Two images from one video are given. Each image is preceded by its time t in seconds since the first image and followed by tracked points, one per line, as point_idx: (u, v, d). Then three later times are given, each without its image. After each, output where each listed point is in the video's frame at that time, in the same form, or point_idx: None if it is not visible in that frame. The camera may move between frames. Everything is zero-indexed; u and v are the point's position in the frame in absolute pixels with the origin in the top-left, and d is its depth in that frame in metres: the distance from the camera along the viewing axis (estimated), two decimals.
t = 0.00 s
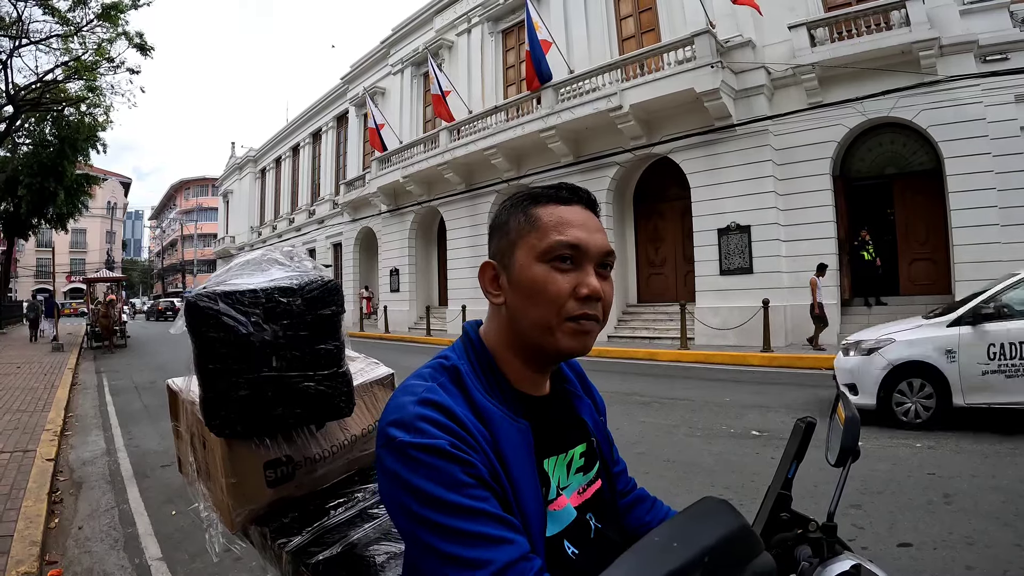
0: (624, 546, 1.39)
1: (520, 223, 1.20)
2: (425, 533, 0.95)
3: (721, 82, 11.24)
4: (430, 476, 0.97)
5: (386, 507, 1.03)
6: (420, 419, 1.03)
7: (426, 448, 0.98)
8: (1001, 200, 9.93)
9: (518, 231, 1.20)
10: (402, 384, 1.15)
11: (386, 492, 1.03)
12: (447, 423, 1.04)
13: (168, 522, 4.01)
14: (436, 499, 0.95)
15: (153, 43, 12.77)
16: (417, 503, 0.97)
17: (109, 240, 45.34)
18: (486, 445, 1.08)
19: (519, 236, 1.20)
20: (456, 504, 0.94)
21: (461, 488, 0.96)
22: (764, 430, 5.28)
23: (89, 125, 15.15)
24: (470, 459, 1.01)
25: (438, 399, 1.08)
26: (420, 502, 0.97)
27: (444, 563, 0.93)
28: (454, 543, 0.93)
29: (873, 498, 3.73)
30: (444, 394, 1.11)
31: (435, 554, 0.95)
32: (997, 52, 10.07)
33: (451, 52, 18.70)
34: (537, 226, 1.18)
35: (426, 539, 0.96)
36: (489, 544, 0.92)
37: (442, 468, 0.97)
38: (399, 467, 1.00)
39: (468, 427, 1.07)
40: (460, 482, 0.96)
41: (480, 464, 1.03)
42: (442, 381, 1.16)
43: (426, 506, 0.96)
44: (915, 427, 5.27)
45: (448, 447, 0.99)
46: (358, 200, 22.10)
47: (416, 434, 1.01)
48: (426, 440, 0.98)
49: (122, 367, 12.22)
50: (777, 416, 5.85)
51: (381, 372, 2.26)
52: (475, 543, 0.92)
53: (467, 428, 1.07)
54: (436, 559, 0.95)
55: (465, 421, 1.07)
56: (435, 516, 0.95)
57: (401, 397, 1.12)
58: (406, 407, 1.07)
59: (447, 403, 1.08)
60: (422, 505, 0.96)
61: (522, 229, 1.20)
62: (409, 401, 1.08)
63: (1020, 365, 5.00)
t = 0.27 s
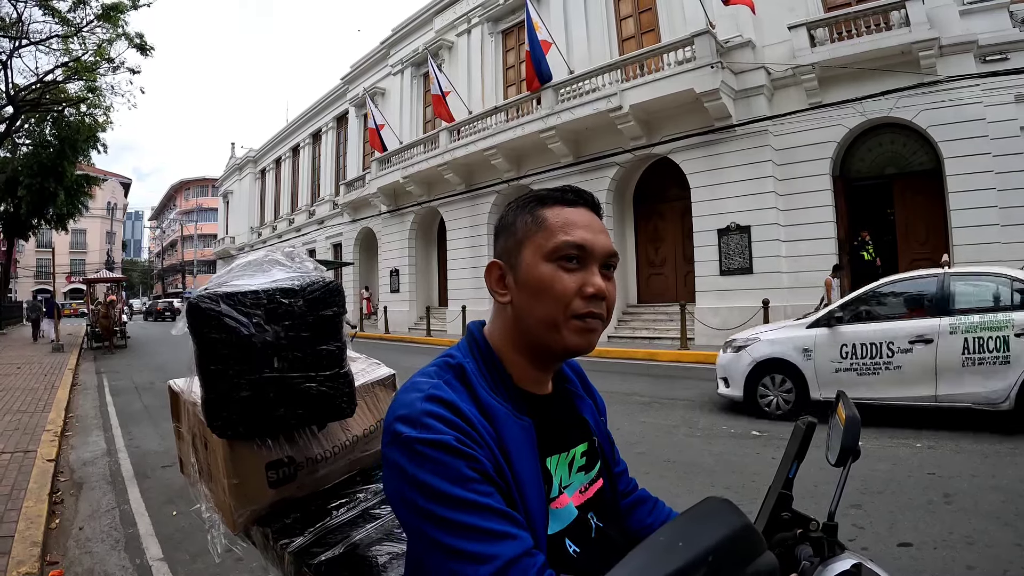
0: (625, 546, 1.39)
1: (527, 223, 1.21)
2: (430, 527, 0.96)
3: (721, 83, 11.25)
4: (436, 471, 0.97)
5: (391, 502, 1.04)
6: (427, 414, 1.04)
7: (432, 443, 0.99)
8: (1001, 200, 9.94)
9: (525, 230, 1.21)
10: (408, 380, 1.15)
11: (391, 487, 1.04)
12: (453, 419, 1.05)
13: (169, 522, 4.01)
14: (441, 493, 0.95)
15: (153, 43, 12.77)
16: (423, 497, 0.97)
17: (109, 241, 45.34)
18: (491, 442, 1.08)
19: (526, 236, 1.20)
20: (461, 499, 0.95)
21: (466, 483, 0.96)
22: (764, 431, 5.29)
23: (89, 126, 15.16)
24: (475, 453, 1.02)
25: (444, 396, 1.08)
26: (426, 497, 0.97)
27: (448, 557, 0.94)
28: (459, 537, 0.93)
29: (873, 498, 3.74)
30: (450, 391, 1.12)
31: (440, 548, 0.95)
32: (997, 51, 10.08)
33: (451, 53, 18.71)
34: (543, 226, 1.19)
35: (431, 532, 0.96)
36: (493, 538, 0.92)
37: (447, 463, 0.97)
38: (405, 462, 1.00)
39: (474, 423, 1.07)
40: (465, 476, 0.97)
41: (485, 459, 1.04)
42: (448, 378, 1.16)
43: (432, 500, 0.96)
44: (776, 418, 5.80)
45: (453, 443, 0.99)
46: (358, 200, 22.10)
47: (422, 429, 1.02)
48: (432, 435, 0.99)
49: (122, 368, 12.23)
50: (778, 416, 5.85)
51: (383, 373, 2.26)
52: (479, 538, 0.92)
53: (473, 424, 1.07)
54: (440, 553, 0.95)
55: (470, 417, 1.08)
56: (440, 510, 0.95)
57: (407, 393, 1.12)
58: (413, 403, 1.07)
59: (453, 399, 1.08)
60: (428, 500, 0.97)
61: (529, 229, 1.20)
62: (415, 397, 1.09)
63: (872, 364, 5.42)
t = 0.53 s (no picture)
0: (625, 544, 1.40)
1: (530, 226, 1.21)
2: (430, 526, 0.96)
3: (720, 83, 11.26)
4: (438, 472, 0.98)
5: (392, 502, 1.04)
6: (428, 415, 1.04)
7: (432, 444, 0.99)
8: (1000, 200, 9.94)
9: (528, 232, 1.21)
10: (409, 380, 1.16)
11: (392, 486, 1.04)
12: (453, 418, 1.05)
13: (169, 523, 4.01)
14: (443, 493, 0.96)
15: (153, 43, 12.79)
16: (424, 498, 0.98)
17: (109, 242, 45.34)
18: (492, 441, 1.09)
19: (529, 237, 1.20)
20: (461, 499, 0.95)
21: (466, 483, 0.97)
22: (763, 430, 5.29)
23: (90, 126, 15.18)
24: (475, 454, 1.02)
25: (444, 397, 1.09)
26: (426, 496, 0.98)
27: (449, 557, 0.94)
28: (459, 538, 0.94)
29: (872, 498, 3.74)
30: (451, 391, 1.12)
31: (440, 547, 0.95)
32: (996, 51, 10.09)
33: (451, 53, 18.72)
34: (548, 228, 1.19)
35: (431, 532, 0.97)
36: (494, 538, 0.93)
37: (448, 463, 0.98)
38: (406, 462, 1.01)
39: (474, 424, 1.08)
40: (465, 477, 0.97)
41: (485, 459, 1.04)
42: (448, 378, 1.16)
43: (433, 501, 0.97)
44: (639, 403, 6.84)
45: (454, 443, 1.00)
46: (358, 200, 22.10)
47: (423, 429, 1.02)
48: (433, 436, 0.99)
49: (122, 368, 12.24)
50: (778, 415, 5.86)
51: (383, 373, 2.27)
52: (480, 538, 0.93)
53: (473, 425, 1.08)
54: (440, 552, 0.95)
55: (470, 417, 1.08)
56: (440, 510, 0.96)
57: (407, 393, 1.12)
58: (414, 403, 1.08)
59: (453, 400, 1.09)
60: (428, 500, 0.97)
61: (532, 231, 1.20)
62: (415, 398, 1.09)
63: (715, 359, 6.33)
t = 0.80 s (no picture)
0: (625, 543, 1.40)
1: (526, 228, 1.22)
2: (430, 522, 0.96)
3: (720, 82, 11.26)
4: (438, 468, 0.98)
5: (393, 499, 1.05)
6: (428, 412, 1.04)
7: (433, 440, 0.99)
8: (999, 199, 9.94)
9: (524, 234, 1.22)
10: (410, 378, 1.16)
11: (393, 482, 1.04)
12: (455, 415, 1.05)
13: (169, 523, 4.01)
14: (443, 490, 0.96)
15: (153, 43, 12.79)
16: (424, 493, 0.98)
17: (109, 241, 45.33)
18: (493, 438, 1.09)
19: (523, 239, 1.21)
20: (461, 495, 0.95)
21: (467, 480, 0.97)
22: (763, 430, 5.30)
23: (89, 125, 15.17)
24: (476, 451, 1.02)
25: (446, 394, 1.09)
26: (426, 492, 0.98)
27: (449, 552, 0.94)
28: (459, 534, 0.94)
29: (873, 497, 3.74)
30: (452, 389, 1.13)
31: (440, 543, 0.95)
32: (996, 51, 10.10)
33: (450, 52, 18.72)
34: (540, 230, 1.19)
35: (431, 528, 0.97)
36: (494, 534, 0.93)
37: (449, 460, 0.98)
38: (407, 458, 1.01)
39: (475, 420, 1.08)
40: (466, 473, 0.97)
41: (486, 456, 1.04)
42: (450, 376, 1.16)
43: (433, 497, 0.97)
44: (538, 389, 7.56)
45: (456, 439, 1.00)
46: (357, 200, 22.08)
47: (424, 426, 1.02)
48: (434, 432, 1.00)
49: (122, 368, 12.24)
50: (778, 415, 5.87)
51: (383, 372, 2.27)
52: (480, 534, 0.93)
53: (474, 422, 1.08)
54: (440, 548, 0.95)
55: (472, 415, 1.08)
56: (440, 505, 0.96)
57: (409, 390, 1.13)
58: (415, 400, 1.08)
59: (455, 397, 1.09)
60: (428, 495, 0.97)
61: (526, 233, 1.21)
62: (417, 395, 1.09)
63: (603, 353, 7.03)
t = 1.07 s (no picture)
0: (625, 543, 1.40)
1: (523, 229, 1.22)
2: (430, 523, 0.96)
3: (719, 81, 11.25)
4: (438, 469, 0.98)
5: (393, 500, 1.05)
6: (428, 413, 1.04)
7: (433, 441, 0.99)
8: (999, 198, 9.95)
9: (520, 236, 1.22)
10: (409, 379, 1.16)
11: (393, 482, 1.05)
12: (454, 417, 1.05)
13: (169, 522, 4.01)
14: (442, 491, 0.96)
15: (152, 42, 12.77)
16: (424, 495, 0.98)
17: (108, 241, 45.30)
18: (492, 439, 1.09)
19: (519, 241, 1.21)
20: (461, 496, 0.95)
21: (467, 481, 0.97)
22: (762, 429, 5.31)
23: (88, 125, 15.15)
24: (476, 451, 1.02)
25: (445, 395, 1.09)
26: (426, 493, 0.98)
27: (449, 554, 0.94)
28: (458, 535, 0.94)
29: (872, 496, 3.75)
30: (451, 389, 1.12)
31: (440, 544, 0.96)
32: (995, 49, 10.11)
33: (449, 51, 18.71)
34: (536, 232, 1.19)
35: (431, 529, 0.97)
36: (494, 536, 0.93)
37: (448, 461, 0.98)
38: (407, 459, 1.01)
39: (475, 422, 1.07)
40: (465, 474, 0.97)
41: (486, 457, 1.04)
42: (449, 377, 1.16)
43: (433, 498, 0.97)
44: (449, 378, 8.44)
45: (455, 441, 1.00)
46: (356, 199, 22.07)
47: (423, 427, 1.02)
48: (433, 433, 0.99)
49: (122, 368, 12.24)
50: (777, 413, 5.87)
51: (382, 371, 2.27)
52: (480, 535, 0.93)
53: (474, 423, 1.08)
54: (440, 549, 0.96)
55: (472, 416, 1.08)
56: (440, 507, 0.96)
57: (409, 391, 1.13)
58: (415, 401, 1.08)
59: (454, 399, 1.09)
60: (428, 496, 0.97)
61: (523, 235, 1.21)
62: (417, 396, 1.09)
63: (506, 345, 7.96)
